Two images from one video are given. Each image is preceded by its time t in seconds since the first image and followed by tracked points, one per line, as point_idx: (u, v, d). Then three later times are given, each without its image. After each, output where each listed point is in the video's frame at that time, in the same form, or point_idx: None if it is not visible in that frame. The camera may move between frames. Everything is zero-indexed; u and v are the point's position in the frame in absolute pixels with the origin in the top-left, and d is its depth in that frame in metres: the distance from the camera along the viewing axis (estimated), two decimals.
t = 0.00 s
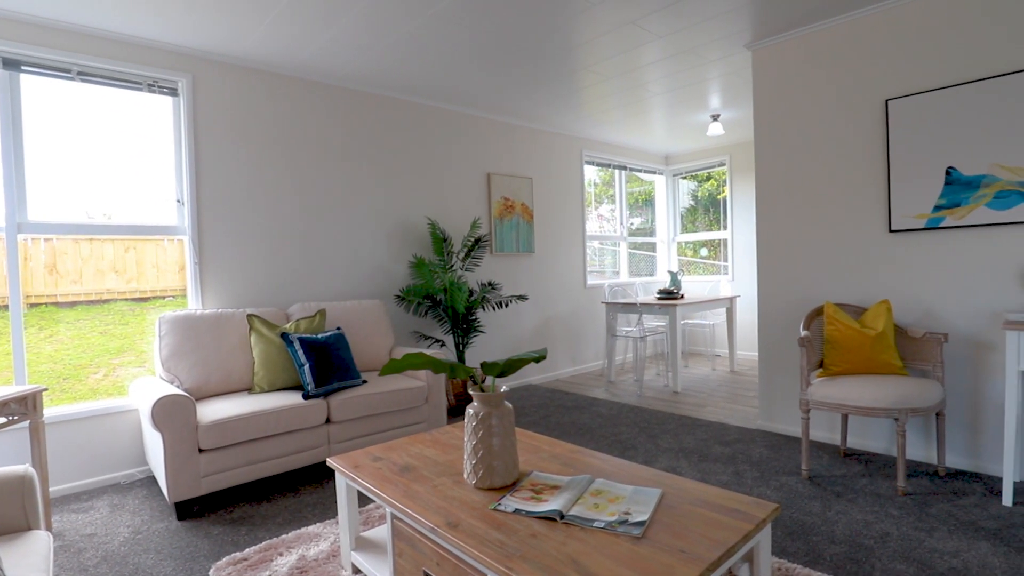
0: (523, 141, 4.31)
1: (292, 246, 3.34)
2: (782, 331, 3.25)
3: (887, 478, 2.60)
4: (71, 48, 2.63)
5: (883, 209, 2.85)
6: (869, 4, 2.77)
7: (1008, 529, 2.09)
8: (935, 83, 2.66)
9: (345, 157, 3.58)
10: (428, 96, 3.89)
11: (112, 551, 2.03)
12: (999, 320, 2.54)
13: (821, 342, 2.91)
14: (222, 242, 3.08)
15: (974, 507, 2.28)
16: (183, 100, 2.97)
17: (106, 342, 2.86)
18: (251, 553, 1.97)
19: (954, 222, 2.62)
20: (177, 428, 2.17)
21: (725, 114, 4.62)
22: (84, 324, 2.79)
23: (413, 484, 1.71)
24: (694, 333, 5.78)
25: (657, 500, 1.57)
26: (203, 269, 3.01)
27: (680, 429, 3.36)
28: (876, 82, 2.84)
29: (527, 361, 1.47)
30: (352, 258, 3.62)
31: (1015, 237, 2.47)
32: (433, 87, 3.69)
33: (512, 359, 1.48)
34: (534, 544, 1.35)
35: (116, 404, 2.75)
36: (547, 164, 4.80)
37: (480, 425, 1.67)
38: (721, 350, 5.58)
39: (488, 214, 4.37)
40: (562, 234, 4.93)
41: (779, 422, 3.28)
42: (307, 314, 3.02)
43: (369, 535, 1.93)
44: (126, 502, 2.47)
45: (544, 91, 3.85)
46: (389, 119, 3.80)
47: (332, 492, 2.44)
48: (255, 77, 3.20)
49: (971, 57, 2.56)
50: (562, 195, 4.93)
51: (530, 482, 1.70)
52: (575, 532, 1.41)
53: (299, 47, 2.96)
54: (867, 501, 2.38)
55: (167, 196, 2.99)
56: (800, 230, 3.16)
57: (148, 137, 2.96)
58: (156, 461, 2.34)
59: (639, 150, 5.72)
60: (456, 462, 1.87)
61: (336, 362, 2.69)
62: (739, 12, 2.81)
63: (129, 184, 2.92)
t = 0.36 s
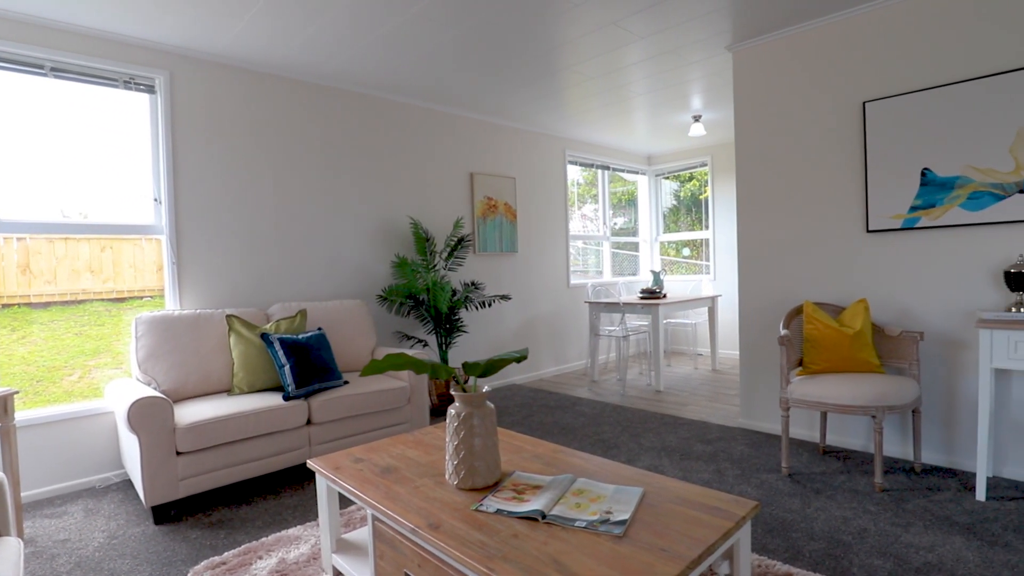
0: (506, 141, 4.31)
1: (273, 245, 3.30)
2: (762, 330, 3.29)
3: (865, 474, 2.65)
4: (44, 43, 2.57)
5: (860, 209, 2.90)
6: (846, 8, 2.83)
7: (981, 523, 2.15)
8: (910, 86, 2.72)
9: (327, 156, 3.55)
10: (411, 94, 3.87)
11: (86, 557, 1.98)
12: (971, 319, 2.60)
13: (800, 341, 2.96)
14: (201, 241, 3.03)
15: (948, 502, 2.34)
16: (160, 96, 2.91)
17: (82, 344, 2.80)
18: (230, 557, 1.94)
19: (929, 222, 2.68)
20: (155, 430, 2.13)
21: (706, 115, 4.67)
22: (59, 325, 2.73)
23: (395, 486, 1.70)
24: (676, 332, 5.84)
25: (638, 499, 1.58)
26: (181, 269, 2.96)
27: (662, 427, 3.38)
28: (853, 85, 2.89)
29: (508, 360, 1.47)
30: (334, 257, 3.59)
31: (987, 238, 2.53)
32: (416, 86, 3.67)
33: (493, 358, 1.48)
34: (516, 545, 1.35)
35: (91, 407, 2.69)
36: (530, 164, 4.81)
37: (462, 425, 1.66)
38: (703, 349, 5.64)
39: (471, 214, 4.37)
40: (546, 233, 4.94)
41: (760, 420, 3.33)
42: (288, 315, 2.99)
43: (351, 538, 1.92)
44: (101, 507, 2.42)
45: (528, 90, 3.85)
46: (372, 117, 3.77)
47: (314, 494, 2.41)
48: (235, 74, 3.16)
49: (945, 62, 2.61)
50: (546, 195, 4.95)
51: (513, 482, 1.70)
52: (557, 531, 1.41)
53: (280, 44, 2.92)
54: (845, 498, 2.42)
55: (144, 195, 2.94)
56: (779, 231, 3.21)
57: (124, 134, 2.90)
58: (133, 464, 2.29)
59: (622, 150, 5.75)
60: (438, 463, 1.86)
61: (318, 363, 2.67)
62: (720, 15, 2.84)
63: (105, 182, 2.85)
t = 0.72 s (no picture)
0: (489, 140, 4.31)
1: (252, 245, 3.26)
2: (743, 330, 3.32)
3: (843, 471, 2.69)
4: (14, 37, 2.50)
5: (838, 211, 2.95)
6: (824, 13, 2.87)
7: (955, 518, 2.19)
8: (887, 90, 2.77)
9: (308, 154, 3.51)
10: (393, 93, 3.84)
11: (56, 565, 1.93)
12: (945, 318, 2.65)
13: (780, 340, 2.99)
14: (177, 240, 2.97)
15: (923, 498, 2.38)
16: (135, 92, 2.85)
17: (55, 346, 2.73)
18: (206, 562, 1.91)
19: (905, 224, 2.73)
20: (129, 434, 2.08)
21: (689, 117, 4.70)
22: (29, 326, 2.66)
23: (375, 488, 1.69)
24: (659, 332, 5.88)
25: (619, 499, 1.58)
26: (157, 268, 2.90)
27: (645, 427, 3.40)
28: (832, 88, 2.93)
29: (488, 361, 1.47)
30: (315, 257, 3.55)
31: (961, 239, 2.59)
32: (398, 84, 3.65)
33: (474, 359, 1.47)
34: (496, 546, 1.35)
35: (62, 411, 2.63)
36: (514, 164, 4.80)
37: (443, 426, 1.65)
38: (686, 348, 5.69)
39: (455, 214, 4.35)
40: (530, 233, 4.94)
41: (740, 418, 3.36)
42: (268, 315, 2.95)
43: (330, 541, 1.89)
44: (72, 513, 2.36)
45: (512, 90, 3.85)
46: (353, 116, 3.74)
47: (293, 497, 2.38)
48: (213, 71, 3.10)
49: (920, 66, 2.66)
50: (530, 195, 4.95)
51: (493, 483, 1.69)
52: (538, 532, 1.41)
53: (259, 41, 2.88)
54: (823, 495, 2.46)
55: (119, 193, 2.87)
56: (759, 232, 3.24)
57: (98, 130, 2.83)
58: (106, 469, 2.24)
59: (606, 150, 5.77)
60: (419, 465, 1.85)
61: (298, 364, 2.64)
62: (702, 17, 2.86)
63: (78, 179, 2.79)
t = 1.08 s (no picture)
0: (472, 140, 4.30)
1: (231, 245, 3.21)
2: (724, 329, 3.36)
3: (821, 469, 2.73)
4: None
5: (815, 212, 3.00)
6: (802, 17, 2.91)
7: (928, 513, 2.24)
8: (862, 94, 2.82)
9: (288, 153, 3.47)
10: (376, 92, 3.81)
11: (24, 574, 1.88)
12: (919, 318, 2.71)
13: (760, 340, 3.03)
14: (152, 240, 2.91)
15: (899, 494, 2.43)
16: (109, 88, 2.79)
17: (25, 348, 2.66)
18: (181, 569, 1.87)
19: (880, 225, 2.78)
20: (101, 439, 2.04)
21: (671, 118, 4.74)
22: None
23: (354, 491, 1.67)
24: (643, 332, 5.92)
25: (600, 499, 1.58)
26: (132, 268, 2.84)
27: (627, 426, 3.42)
28: (809, 92, 2.98)
29: (468, 362, 1.46)
30: (296, 257, 3.51)
31: (934, 241, 2.65)
32: (381, 83, 3.62)
33: (454, 360, 1.46)
34: (476, 548, 1.34)
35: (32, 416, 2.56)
36: (498, 164, 4.80)
37: (423, 428, 1.64)
38: (668, 348, 5.73)
39: (437, 214, 4.33)
40: (513, 234, 4.94)
41: (721, 417, 3.40)
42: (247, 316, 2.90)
43: (309, 545, 1.87)
44: (42, 520, 2.30)
45: (495, 90, 3.84)
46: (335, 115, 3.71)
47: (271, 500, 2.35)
48: (191, 68, 3.05)
49: (894, 71, 2.72)
50: (514, 195, 4.95)
51: (474, 485, 1.69)
52: (518, 533, 1.40)
53: (238, 38, 2.84)
54: (802, 492, 2.49)
55: (92, 192, 2.81)
56: (739, 233, 3.28)
57: (70, 127, 2.77)
58: (78, 475, 2.19)
59: (589, 151, 5.79)
60: (399, 467, 1.83)
61: (277, 365, 2.60)
62: (683, 20, 2.89)
63: (49, 177, 2.72)
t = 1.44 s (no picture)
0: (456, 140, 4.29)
1: (209, 245, 3.16)
2: (705, 330, 3.39)
3: (800, 467, 2.77)
4: None
5: (795, 214, 3.04)
6: (781, 21, 2.96)
7: (903, 510, 2.28)
8: (840, 97, 2.87)
9: (269, 152, 3.43)
10: (358, 91, 3.78)
11: None
12: (895, 317, 2.76)
13: (740, 340, 3.06)
14: (128, 240, 2.85)
15: (875, 491, 2.47)
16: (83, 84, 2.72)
17: None
18: None
19: (857, 227, 2.83)
20: (74, 444, 1.99)
21: (654, 120, 4.78)
22: None
23: (334, 494, 1.65)
24: (625, 332, 5.95)
25: (581, 499, 1.59)
26: (106, 269, 2.78)
27: (610, 426, 3.44)
28: (788, 95, 3.03)
29: (448, 363, 1.45)
30: (276, 258, 3.46)
31: (908, 242, 2.70)
32: (363, 83, 3.60)
33: (435, 361, 1.45)
34: (457, 550, 1.34)
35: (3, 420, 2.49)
36: (481, 165, 4.79)
37: (404, 430, 1.63)
38: (651, 348, 5.78)
39: (420, 214, 4.31)
40: (497, 234, 4.94)
41: (703, 417, 3.43)
42: (225, 318, 2.86)
43: (289, 549, 1.85)
44: (12, 528, 2.23)
45: (478, 90, 3.84)
46: (317, 113, 3.68)
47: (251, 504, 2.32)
48: (168, 65, 3.00)
49: (870, 75, 2.77)
50: (497, 196, 4.95)
51: (456, 487, 1.68)
52: (499, 535, 1.40)
53: (217, 35, 2.80)
54: (782, 490, 2.52)
55: (65, 190, 2.74)
56: (720, 234, 3.31)
57: (42, 124, 2.70)
58: (49, 480, 2.14)
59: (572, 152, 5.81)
60: (380, 469, 1.82)
61: (256, 367, 2.57)
62: (665, 22, 2.91)
63: (20, 176, 2.65)
